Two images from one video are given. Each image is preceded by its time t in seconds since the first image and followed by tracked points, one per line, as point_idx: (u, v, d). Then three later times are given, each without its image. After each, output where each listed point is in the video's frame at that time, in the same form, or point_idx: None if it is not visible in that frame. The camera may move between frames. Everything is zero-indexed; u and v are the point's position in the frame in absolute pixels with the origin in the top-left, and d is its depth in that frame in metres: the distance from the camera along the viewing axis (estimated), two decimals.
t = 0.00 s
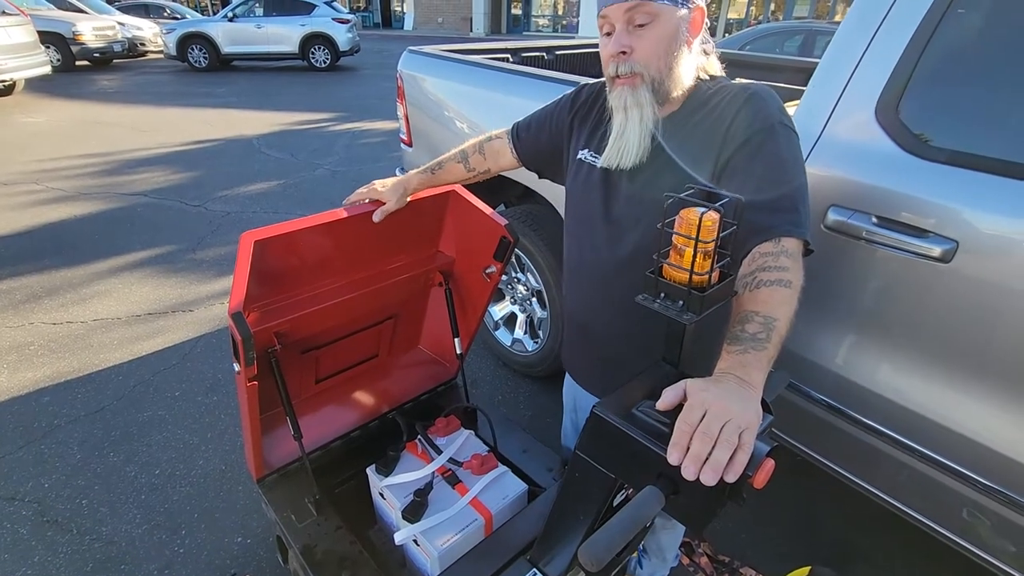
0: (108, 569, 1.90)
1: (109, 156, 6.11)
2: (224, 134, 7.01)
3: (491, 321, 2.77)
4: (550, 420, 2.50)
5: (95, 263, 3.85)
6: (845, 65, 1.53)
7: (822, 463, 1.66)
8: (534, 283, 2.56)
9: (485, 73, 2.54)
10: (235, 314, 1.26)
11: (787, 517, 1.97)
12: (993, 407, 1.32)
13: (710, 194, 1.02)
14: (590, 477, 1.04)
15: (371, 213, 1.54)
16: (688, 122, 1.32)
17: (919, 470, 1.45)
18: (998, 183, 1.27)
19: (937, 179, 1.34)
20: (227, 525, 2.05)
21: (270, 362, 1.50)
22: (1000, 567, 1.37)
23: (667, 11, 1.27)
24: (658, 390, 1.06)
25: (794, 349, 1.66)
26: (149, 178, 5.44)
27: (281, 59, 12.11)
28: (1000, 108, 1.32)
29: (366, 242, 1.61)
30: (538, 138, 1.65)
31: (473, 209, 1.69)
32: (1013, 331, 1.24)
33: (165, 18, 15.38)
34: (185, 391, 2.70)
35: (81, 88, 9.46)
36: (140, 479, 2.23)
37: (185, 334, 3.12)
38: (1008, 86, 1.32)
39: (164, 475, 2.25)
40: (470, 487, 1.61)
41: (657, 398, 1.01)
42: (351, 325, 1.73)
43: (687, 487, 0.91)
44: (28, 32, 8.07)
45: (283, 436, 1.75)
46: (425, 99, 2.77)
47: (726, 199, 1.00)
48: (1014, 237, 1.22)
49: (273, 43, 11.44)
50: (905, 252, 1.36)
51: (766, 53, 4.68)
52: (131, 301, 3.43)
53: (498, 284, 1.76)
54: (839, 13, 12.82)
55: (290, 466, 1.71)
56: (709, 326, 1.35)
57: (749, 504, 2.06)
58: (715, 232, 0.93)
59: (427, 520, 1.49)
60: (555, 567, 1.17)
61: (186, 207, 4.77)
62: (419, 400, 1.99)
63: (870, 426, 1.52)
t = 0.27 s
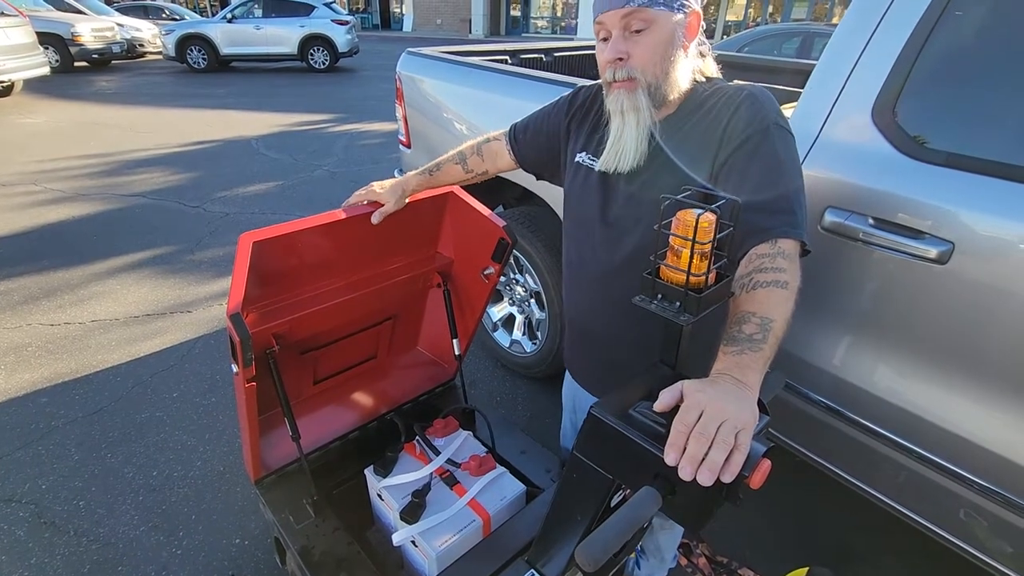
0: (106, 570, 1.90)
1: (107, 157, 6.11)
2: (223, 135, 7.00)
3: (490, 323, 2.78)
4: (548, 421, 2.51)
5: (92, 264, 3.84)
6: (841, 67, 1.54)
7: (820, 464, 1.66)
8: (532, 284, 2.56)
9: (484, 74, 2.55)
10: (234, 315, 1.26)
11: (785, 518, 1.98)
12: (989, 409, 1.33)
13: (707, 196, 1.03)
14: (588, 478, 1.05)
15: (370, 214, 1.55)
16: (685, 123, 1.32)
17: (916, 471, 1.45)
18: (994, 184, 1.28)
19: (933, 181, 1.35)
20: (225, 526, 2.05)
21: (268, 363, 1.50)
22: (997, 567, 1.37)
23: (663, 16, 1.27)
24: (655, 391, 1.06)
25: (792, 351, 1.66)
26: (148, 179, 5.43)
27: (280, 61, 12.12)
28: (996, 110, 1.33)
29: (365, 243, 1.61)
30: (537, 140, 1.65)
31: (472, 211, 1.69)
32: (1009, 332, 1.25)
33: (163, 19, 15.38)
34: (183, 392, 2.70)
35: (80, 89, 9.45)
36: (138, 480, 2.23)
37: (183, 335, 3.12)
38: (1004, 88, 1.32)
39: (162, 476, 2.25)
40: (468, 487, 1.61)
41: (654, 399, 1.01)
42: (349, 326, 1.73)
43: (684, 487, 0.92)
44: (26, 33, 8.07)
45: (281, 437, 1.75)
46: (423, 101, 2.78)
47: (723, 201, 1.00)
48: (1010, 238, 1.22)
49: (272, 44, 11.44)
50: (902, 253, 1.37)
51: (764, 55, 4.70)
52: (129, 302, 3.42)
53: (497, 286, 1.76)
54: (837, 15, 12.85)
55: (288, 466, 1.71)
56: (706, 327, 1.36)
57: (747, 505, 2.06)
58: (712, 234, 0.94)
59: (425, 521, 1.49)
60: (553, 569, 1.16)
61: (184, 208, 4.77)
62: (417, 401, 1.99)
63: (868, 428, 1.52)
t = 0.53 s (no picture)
0: (104, 571, 1.90)
1: (105, 157, 6.10)
2: (221, 136, 7.00)
3: (489, 323, 2.78)
4: (547, 421, 2.51)
5: (91, 265, 3.84)
6: (839, 68, 1.55)
7: (819, 465, 1.66)
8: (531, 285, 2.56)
9: (483, 74, 2.55)
10: (234, 315, 1.26)
11: (784, 518, 1.98)
12: (988, 409, 1.33)
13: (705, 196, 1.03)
14: (588, 478, 1.05)
15: (370, 215, 1.55)
16: (682, 124, 1.32)
17: (915, 472, 1.46)
18: (992, 185, 1.29)
19: (932, 182, 1.35)
20: (224, 527, 2.05)
21: (268, 363, 1.50)
22: (996, 567, 1.37)
23: (660, 17, 1.28)
24: (655, 390, 1.06)
25: (790, 351, 1.66)
26: (146, 179, 5.43)
27: (279, 62, 12.11)
28: (994, 110, 1.33)
29: (365, 244, 1.61)
30: (535, 141, 1.65)
31: (471, 211, 1.69)
32: (1008, 332, 1.25)
33: (162, 19, 15.38)
34: (182, 392, 2.70)
35: (78, 89, 9.44)
36: (136, 481, 2.23)
37: (182, 336, 3.12)
38: (1002, 89, 1.32)
39: (160, 477, 2.25)
40: (467, 488, 1.61)
41: (653, 398, 1.01)
42: (349, 326, 1.73)
43: (683, 487, 0.92)
44: (25, 33, 8.06)
45: (281, 437, 1.75)
46: (422, 101, 2.78)
47: (722, 201, 1.00)
48: (1009, 239, 1.23)
49: (271, 45, 11.44)
50: (900, 254, 1.37)
51: (762, 56, 4.70)
52: (128, 303, 3.42)
53: (496, 286, 1.76)
54: (835, 17, 12.88)
55: (288, 467, 1.71)
56: (706, 327, 1.36)
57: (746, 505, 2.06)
58: (711, 233, 0.94)
59: (424, 521, 1.48)
60: (552, 569, 1.17)
61: (183, 209, 4.77)
62: (416, 402, 1.99)
63: (867, 428, 1.52)
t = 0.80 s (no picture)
0: (104, 572, 1.90)
1: (104, 158, 6.10)
2: (221, 136, 7.00)
3: (489, 324, 2.79)
4: (547, 422, 2.51)
5: (90, 265, 3.84)
6: (839, 68, 1.55)
7: (818, 465, 1.67)
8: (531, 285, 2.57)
9: (483, 75, 2.55)
10: (234, 315, 1.26)
11: (783, 518, 1.98)
12: (987, 409, 1.34)
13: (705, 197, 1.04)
14: (588, 479, 1.05)
15: (370, 215, 1.55)
16: (681, 124, 1.33)
17: (914, 472, 1.46)
18: (991, 186, 1.29)
19: (931, 183, 1.35)
20: (224, 528, 2.05)
21: (268, 363, 1.50)
22: (994, 568, 1.38)
23: (659, 18, 1.28)
24: (654, 391, 1.07)
25: (789, 352, 1.67)
26: (145, 180, 5.43)
27: (278, 62, 12.11)
28: (993, 111, 1.33)
29: (364, 244, 1.61)
30: (533, 142, 1.65)
31: (471, 211, 1.70)
32: (1006, 333, 1.25)
33: (161, 20, 15.39)
34: (181, 393, 2.70)
35: (77, 89, 9.44)
36: (136, 482, 2.23)
37: (181, 336, 3.12)
38: (1001, 90, 1.33)
39: (160, 477, 2.25)
40: (467, 488, 1.61)
41: (652, 399, 1.02)
42: (349, 326, 1.73)
43: (683, 487, 0.93)
44: (24, 33, 8.06)
45: (281, 437, 1.75)
46: (422, 102, 2.78)
47: (722, 202, 1.01)
48: (1007, 240, 1.23)
49: (270, 45, 11.44)
50: (900, 255, 1.37)
51: (762, 57, 4.71)
52: (127, 304, 3.42)
53: (496, 287, 1.77)
54: (834, 18, 12.90)
55: (288, 468, 1.71)
56: (706, 327, 1.36)
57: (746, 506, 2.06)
58: (711, 234, 0.94)
59: (424, 522, 1.49)
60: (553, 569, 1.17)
61: (182, 209, 4.77)
62: (416, 402, 1.99)
63: (866, 428, 1.52)
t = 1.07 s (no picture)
0: (104, 573, 1.90)
1: (103, 158, 6.10)
2: (220, 136, 6.99)
3: (488, 324, 2.79)
4: (546, 422, 2.51)
5: (89, 265, 3.84)
6: (838, 69, 1.55)
7: (818, 465, 1.67)
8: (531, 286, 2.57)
9: (482, 76, 2.55)
10: (234, 316, 1.25)
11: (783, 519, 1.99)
12: (986, 410, 1.34)
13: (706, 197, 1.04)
14: (588, 479, 1.05)
15: (370, 216, 1.55)
16: (678, 126, 1.33)
17: (912, 471, 1.46)
18: (991, 186, 1.29)
19: (931, 183, 1.35)
20: (223, 528, 2.05)
21: (268, 364, 1.50)
22: (994, 568, 1.38)
23: (653, 20, 1.29)
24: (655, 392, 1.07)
25: (789, 352, 1.67)
26: (144, 180, 5.42)
27: (277, 62, 12.11)
28: (993, 111, 1.34)
29: (365, 245, 1.61)
30: (528, 147, 1.65)
31: (471, 212, 1.69)
32: (1006, 333, 1.25)
33: (160, 20, 15.38)
34: (180, 393, 2.69)
35: (76, 89, 9.43)
36: (135, 482, 2.22)
37: (180, 336, 3.12)
38: (1000, 90, 1.33)
39: (159, 478, 2.25)
40: (468, 489, 1.61)
41: (652, 399, 1.02)
42: (349, 327, 1.73)
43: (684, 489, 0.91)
44: (23, 33, 8.05)
45: (281, 438, 1.75)
46: (421, 102, 2.78)
47: (723, 203, 1.01)
48: (1007, 241, 1.23)
49: (269, 45, 11.43)
50: (899, 255, 1.38)
51: (761, 57, 4.71)
52: (126, 304, 3.42)
53: (496, 287, 1.76)
54: (833, 19, 12.90)
55: (287, 468, 1.71)
56: (706, 328, 1.36)
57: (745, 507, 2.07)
58: (712, 235, 0.94)
59: (424, 522, 1.49)
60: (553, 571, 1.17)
61: (181, 209, 4.77)
62: (415, 403, 1.99)
63: (865, 428, 1.53)
